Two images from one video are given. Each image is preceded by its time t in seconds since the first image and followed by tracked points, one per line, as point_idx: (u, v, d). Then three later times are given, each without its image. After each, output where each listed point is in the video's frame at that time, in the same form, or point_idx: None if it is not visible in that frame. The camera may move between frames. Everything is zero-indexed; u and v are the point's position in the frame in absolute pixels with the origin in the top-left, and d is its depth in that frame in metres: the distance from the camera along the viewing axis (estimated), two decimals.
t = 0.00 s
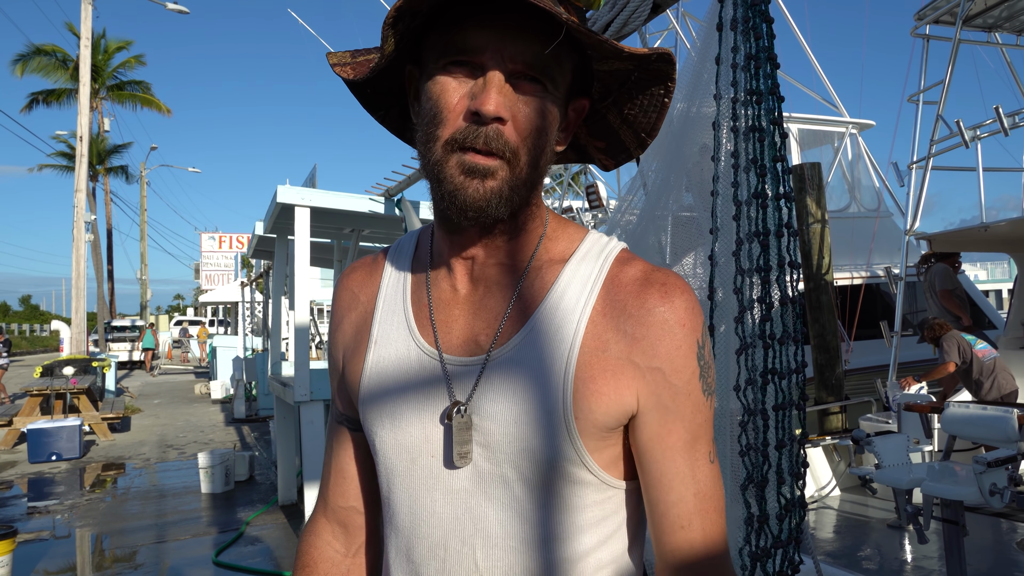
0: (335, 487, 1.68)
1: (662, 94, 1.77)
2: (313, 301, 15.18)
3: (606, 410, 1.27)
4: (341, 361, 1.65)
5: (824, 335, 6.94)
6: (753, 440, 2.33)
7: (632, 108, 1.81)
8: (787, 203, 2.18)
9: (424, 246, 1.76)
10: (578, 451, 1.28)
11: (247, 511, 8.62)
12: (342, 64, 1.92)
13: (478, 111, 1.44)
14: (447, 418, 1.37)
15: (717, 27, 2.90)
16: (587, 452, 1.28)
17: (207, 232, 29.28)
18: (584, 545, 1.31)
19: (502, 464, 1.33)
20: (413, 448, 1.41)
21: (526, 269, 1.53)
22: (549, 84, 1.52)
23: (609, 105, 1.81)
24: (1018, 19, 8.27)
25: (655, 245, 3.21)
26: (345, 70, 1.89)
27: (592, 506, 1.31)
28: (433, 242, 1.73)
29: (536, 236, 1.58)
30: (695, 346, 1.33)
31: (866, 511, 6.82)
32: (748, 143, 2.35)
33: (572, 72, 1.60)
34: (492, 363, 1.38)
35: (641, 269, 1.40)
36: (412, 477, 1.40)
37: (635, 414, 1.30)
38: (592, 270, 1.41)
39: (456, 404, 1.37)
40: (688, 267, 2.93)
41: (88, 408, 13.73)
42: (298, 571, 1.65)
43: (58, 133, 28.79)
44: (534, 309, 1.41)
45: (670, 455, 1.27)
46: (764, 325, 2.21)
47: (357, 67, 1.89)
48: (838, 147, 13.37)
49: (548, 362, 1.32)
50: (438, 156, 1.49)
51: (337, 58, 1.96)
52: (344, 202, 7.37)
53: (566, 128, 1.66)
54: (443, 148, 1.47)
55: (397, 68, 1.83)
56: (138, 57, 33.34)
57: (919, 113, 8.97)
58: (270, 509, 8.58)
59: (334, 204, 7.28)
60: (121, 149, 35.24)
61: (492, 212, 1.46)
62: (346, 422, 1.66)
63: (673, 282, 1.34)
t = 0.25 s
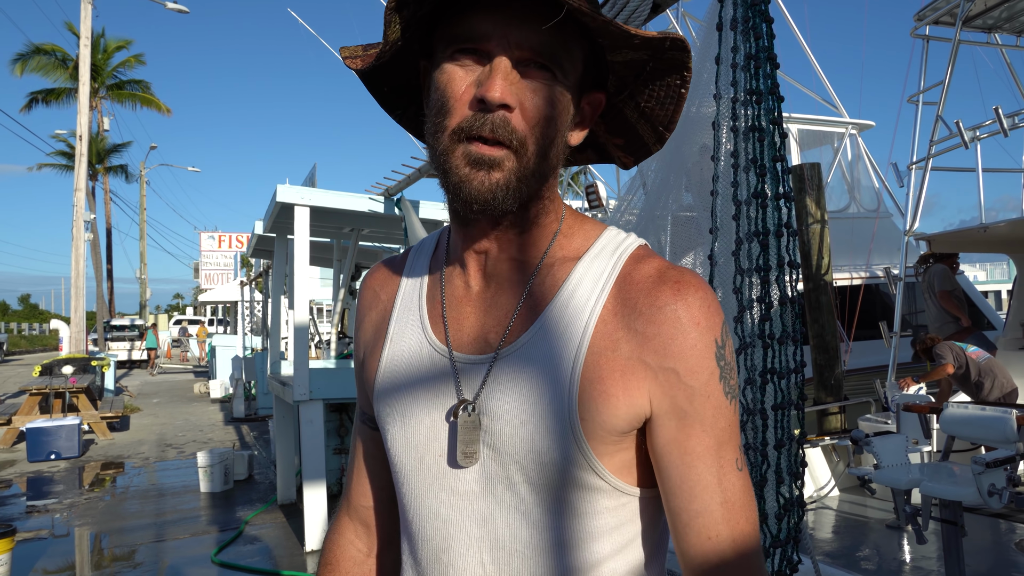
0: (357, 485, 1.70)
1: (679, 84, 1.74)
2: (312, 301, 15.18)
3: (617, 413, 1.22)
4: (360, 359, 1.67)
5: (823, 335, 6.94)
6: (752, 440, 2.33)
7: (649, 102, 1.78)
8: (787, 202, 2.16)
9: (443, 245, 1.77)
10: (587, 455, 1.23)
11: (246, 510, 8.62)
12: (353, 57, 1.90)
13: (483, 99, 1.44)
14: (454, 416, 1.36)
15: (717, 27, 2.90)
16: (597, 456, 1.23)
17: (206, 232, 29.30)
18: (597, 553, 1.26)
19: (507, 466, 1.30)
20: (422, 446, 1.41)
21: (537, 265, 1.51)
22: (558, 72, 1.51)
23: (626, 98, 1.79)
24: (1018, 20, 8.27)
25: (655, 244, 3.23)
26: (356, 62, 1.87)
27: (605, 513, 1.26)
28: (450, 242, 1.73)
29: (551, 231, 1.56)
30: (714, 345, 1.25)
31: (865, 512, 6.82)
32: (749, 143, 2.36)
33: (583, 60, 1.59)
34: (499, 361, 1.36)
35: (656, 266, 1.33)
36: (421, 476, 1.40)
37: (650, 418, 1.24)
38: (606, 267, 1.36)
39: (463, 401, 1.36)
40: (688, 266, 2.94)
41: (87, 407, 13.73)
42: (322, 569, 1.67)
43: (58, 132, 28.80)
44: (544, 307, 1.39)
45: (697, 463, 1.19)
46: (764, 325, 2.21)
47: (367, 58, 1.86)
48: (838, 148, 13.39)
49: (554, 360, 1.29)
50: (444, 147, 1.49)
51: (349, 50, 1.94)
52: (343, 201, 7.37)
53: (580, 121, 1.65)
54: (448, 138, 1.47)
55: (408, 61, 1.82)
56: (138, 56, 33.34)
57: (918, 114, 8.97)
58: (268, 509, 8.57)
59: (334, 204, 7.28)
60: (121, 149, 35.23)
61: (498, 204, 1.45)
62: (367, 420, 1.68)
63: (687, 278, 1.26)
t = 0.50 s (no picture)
0: (373, 493, 1.70)
1: (702, 81, 1.73)
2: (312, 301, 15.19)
3: (635, 412, 1.20)
4: (378, 363, 1.68)
5: (823, 335, 6.94)
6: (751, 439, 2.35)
7: (671, 98, 1.77)
8: (786, 203, 2.15)
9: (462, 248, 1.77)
10: (603, 457, 1.21)
11: (245, 510, 8.62)
12: (372, 60, 1.89)
13: (505, 99, 1.44)
14: (468, 417, 1.36)
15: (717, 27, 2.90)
16: (614, 458, 1.21)
17: (206, 231, 29.35)
18: (614, 559, 1.25)
19: (522, 468, 1.29)
20: (436, 447, 1.40)
21: (555, 267, 1.50)
22: (581, 70, 1.50)
23: (647, 96, 1.78)
24: (1018, 21, 8.27)
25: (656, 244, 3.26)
26: (375, 66, 1.88)
27: (622, 518, 1.24)
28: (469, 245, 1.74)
29: (570, 233, 1.55)
30: (739, 343, 1.22)
31: (865, 512, 6.82)
32: (749, 144, 2.35)
33: (604, 59, 1.58)
34: (516, 362, 1.35)
35: (677, 265, 1.31)
36: (435, 477, 1.40)
37: (671, 418, 1.22)
38: (625, 268, 1.35)
39: (478, 402, 1.35)
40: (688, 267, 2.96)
41: (87, 407, 13.73)
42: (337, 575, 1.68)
43: (58, 132, 28.82)
44: (560, 308, 1.38)
45: (724, 465, 1.15)
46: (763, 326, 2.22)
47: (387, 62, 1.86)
48: (837, 148, 13.41)
49: (571, 361, 1.27)
50: (465, 148, 1.49)
51: (368, 54, 1.93)
52: (343, 201, 7.38)
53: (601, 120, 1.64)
54: (469, 138, 1.47)
55: (429, 63, 1.83)
56: (138, 56, 33.35)
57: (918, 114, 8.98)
58: (268, 508, 8.58)
59: (334, 204, 7.29)
60: (121, 148, 35.25)
61: (520, 204, 1.45)
62: (384, 426, 1.68)
63: (709, 276, 1.23)
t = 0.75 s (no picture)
0: (383, 499, 1.70)
1: (711, 81, 1.73)
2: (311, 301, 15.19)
3: (642, 412, 1.20)
4: (389, 367, 1.69)
5: (822, 337, 6.92)
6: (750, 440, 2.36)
7: (680, 101, 1.77)
8: (785, 205, 2.15)
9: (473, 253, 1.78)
10: (612, 456, 1.21)
11: (244, 511, 8.62)
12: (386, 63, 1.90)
13: (514, 98, 1.45)
14: (479, 417, 1.36)
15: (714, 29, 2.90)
16: (623, 458, 1.21)
17: (206, 232, 29.35)
18: (622, 563, 1.24)
19: (532, 469, 1.29)
20: (447, 447, 1.41)
21: (563, 269, 1.50)
22: (589, 70, 1.49)
23: (657, 99, 1.78)
24: (1016, 23, 8.27)
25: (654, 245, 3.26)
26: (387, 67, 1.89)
27: (630, 521, 1.24)
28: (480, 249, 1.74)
29: (580, 235, 1.56)
30: (743, 346, 1.22)
31: (864, 513, 6.83)
32: (747, 145, 2.34)
33: (613, 59, 1.58)
34: (526, 363, 1.34)
35: (686, 266, 1.31)
36: (446, 478, 1.40)
37: (673, 419, 1.22)
38: (635, 268, 1.35)
39: (488, 403, 1.35)
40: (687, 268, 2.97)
41: (86, 408, 13.71)
42: None
43: (57, 133, 28.78)
44: (567, 310, 1.37)
45: (714, 472, 1.16)
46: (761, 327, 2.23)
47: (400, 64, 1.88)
48: (836, 149, 13.44)
49: (579, 360, 1.27)
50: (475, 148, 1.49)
51: (381, 58, 1.93)
52: (342, 202, 7.40)
53: (611, 122, 1.64)
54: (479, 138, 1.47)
55: (442, 67, 1.85)
56: (137, 56, 33.33)
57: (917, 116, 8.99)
58: (268, 509, 8.57)
59: (333, 205, 7.29)
60: (120, 149, 35.22)
61: (531, 204, 1.45)
62: (395, 431, 1.68)
63: (718, 278, 1.23)
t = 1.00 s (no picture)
0: (383, 490, 1.71)
1: (715, 74, 1.74)
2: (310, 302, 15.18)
3: (653, 410, 1.21)
4: (390, 360, 1.69)
5: (821, 337, 6.93)
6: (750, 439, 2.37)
7: (683, 93, 1.78)
8: (782, 205, 2.16)
9: (474, 246, 1.78)
10: (616, 452, 1.21)
11: (243, 511, 8.61)
12: (389, 61, 1.91)
13: (532, 95, 1.45)
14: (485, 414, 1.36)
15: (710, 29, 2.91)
16: (629, 456, 1.22)
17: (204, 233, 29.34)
18: (623, 558, 1.24)
19: (535, 466, 1.29)
20: (451, 443, 1.41)
21: (569, 266, 1.50)
22: (603, 66, 1.51)
23: (660, 90, 1.79)
24: (1014, 23, 8.28)
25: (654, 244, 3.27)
26: (395, 67, 1.88)
27: (633, 517, 1.24)
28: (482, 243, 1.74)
29: (585, 231, 1.56)
30: (749, 346, 1.23)
31: (863, 513, 6.83)
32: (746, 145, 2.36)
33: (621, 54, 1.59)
34: (531, 360, 1.34)
35: (692, 264, 1.31)
36: (450, 474, 1.40)
37: (683, 418, 1.23)
38: (641, 266, 1.35)
39: (495, 399, 1.35)
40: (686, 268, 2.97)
41: (84, 408, 13.70)
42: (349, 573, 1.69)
43: (56, 133, 28.75)
44: (574, 308, 1.37)
45: (723, 467, 1.17)
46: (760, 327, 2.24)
47: (406, 63, 1.87)
48: (835, 150, 13.45)
49: (585, 359, 1.26)
50: (490, 144, 1.48)
51: (382, 55, 1.94)
52: (341, 202, 7.39)
53: (616, 116, 1.65)
54: (494, 135, 1.47)
55: (442, 64, 1.82)
56: (136, 57, 33.29)
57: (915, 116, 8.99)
58: (267, 510, 8.57)
59: (331, 205, 7.29)
60: (118, 149, 35.19)
61: (546, 197, 1.45)
62: (395, 424, 1.69)
63: (725, 277, 1.24)
